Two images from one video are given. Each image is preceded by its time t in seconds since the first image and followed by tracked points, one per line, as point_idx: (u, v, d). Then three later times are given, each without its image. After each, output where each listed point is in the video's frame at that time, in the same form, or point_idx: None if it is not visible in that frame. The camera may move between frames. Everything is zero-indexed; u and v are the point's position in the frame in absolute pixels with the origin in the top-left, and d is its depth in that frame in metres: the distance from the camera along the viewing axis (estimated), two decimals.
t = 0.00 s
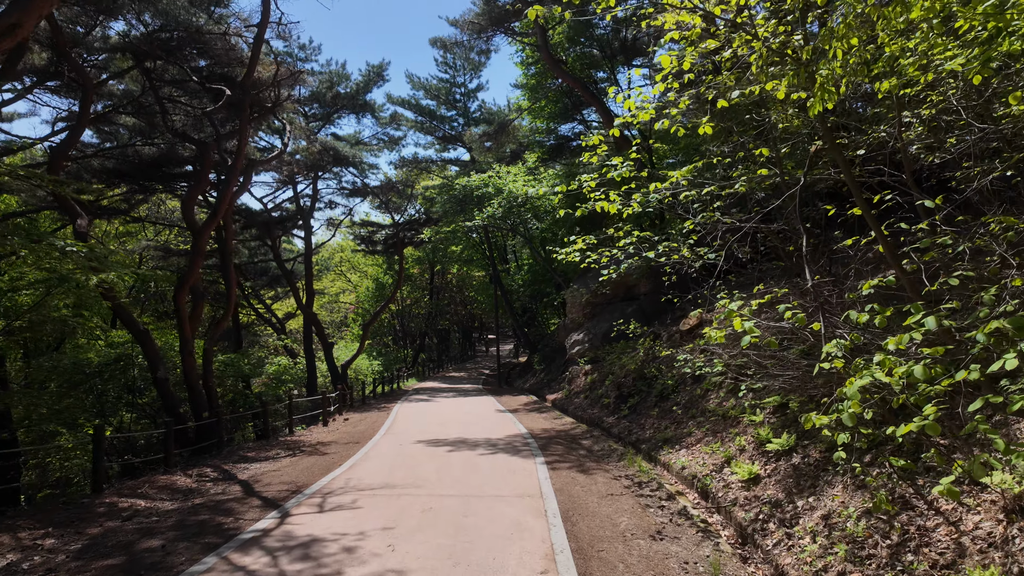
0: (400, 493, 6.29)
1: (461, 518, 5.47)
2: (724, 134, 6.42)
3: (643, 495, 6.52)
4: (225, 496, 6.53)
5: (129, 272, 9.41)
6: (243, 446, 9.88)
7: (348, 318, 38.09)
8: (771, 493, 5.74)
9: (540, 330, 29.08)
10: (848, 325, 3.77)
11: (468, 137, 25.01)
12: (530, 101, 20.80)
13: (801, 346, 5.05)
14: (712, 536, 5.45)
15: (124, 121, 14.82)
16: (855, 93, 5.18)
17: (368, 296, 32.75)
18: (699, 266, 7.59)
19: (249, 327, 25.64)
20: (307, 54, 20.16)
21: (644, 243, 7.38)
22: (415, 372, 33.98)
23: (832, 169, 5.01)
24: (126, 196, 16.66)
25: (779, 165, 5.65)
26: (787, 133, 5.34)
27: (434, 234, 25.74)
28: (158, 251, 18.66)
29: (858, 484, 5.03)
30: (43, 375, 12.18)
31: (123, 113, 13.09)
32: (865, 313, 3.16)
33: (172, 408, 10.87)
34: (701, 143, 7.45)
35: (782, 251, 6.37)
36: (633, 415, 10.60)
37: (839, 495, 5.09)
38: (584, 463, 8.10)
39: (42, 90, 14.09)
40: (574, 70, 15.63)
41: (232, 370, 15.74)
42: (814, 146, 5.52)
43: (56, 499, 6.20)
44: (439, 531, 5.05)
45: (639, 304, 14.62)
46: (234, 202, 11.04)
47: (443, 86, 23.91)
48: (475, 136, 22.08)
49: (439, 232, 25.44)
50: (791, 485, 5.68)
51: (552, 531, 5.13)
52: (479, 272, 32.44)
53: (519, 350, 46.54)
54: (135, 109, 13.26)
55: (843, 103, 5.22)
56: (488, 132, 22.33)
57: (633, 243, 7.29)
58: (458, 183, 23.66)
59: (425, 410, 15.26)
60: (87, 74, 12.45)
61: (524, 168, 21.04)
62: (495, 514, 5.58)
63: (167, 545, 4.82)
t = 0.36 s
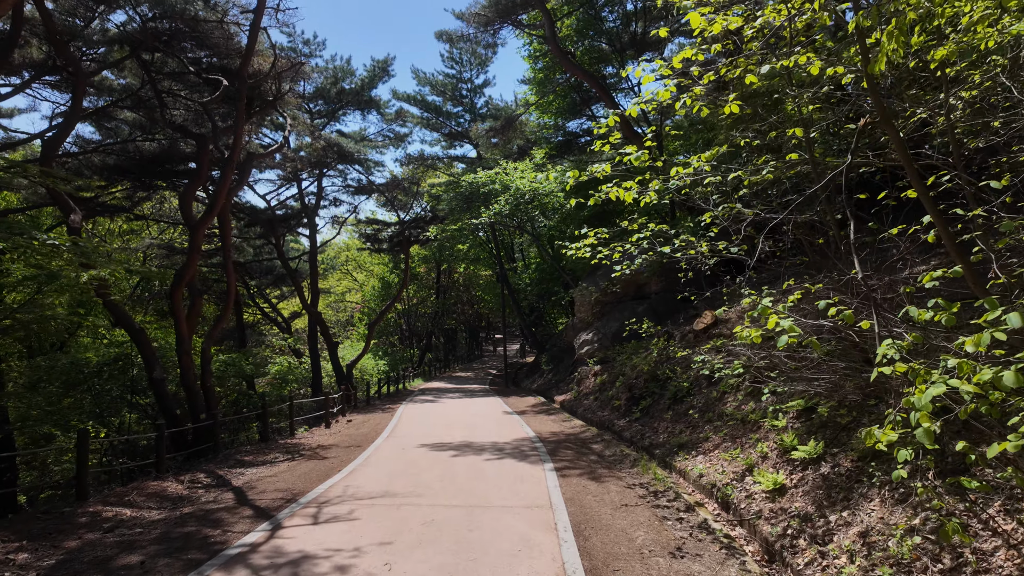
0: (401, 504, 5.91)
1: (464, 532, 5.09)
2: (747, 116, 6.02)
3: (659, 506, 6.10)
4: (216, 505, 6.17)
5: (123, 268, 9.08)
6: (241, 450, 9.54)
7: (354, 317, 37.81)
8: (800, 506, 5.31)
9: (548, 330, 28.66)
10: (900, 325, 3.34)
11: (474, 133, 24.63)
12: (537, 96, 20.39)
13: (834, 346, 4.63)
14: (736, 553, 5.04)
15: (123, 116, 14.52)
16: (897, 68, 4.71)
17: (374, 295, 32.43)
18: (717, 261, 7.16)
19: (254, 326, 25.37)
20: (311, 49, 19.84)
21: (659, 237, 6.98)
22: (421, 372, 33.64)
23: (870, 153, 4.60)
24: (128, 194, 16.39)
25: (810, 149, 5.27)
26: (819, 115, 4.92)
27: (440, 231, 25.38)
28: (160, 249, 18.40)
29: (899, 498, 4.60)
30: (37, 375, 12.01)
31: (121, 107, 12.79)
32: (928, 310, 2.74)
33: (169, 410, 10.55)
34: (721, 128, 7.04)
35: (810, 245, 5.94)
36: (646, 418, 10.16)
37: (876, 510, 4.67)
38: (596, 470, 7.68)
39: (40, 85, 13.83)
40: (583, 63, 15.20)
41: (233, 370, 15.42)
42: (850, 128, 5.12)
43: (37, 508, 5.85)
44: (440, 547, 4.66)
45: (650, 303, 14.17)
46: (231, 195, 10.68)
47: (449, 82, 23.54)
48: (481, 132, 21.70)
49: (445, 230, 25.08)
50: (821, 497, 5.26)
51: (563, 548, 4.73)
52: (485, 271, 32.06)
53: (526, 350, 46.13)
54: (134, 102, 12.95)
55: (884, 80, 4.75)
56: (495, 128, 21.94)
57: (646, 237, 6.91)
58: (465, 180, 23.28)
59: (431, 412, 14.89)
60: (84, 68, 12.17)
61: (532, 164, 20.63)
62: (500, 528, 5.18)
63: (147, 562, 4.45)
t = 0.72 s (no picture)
0: (402, 509, 5.50)
1: (469, 542, 4.68)
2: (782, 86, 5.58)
3: (679, 513, 5.67)
4: (205, 509, 5.79)
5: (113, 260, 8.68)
6: (238, 450, 9.18)
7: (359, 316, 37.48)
8: (835, 515, 4.87)
9: (555, 328, 28.24)
10: (975, 315, 2.88)
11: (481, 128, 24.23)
12: (545, 87, 20.01)
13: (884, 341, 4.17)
14: (767, 566, 4.61)
15: (124, 108, 14.20)
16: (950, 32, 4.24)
17: (379, 293, 32.12)
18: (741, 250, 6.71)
19: (258, 324, 25.07)
20: (315, 42, 19.49)
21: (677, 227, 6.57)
22: (427, 371, 33.26)
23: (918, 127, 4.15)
24: (128, 189, 16.09)
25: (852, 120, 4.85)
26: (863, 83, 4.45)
27: (446, 228, 25.00)
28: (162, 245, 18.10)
29: (952, 509, 4.16)
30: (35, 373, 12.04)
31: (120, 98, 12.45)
32: (1022, 292, 2.30)
33: (165, 410, 10.18)
34: (750, 102, 6.60)
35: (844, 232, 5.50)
36: (660, 419, 9.72)
37: (923, 521, 4.23)
38: (610, 473, 7.25)
39: (38, 76, 13.51)
40: (594, 52, 14.78)
41: (234, 368, 15.09)
42: (897, 96, 4.69)
43: (15, 514, 5.48)
44: (443, 559, 4.25)
45: (661, 299, 13.74)
46: (227, 186, 10.30)
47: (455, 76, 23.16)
48: (488, 126, 21.30)
49: (451, 227, 24.68)
50: (859, 505, 4.82)
51: (578, 560, 4.31)
52: (492, 269, 31.65)
53: (533, 349, 45.69)
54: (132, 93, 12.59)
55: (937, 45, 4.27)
56: (502, 122, 21.53)
57: (667, 226, 6.48)
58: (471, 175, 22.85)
59: (436, 411, 14.49)
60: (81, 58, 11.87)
61: (539, 159, 20.20)
62: (508, 538, 4.77)
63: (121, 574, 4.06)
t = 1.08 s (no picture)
0: (393, 524, 5.11)
1: (464, 562, 4.28)
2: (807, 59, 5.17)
3: (691, 529, 5.26)
4: (181, 524, 5.39)
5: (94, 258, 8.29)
6: (226, 456, 8.79)
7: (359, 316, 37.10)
8: (863, 534, 4.46)
9: (557, 328, 27.85)
10: None
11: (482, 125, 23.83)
12: (547, 82, 19.61)
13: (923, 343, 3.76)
14: None
15: (114, 102, 13.83)
16: None
17: (379, 293, 31.73)
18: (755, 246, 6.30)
19: (256, 324, 24.70)
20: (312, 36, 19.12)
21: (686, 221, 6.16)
22: (428, 372, 32.89)
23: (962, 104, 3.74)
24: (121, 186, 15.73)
25: (885, 95, 4.48)
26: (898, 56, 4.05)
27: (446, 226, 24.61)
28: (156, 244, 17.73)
29: (998, 530, 3.75)
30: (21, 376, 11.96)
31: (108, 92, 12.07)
32: None
33: (151, 415, 9.79)
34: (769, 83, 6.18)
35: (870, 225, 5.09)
36: (667, 423, 9.30)
37: (966, 543, 3.82)
38: (615, 482, 6.84)
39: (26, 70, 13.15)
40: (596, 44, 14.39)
41: (228, 369, 14.72)
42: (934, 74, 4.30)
43: None
44: None
45: (667, 299, 13.32)
46: (216, 181, 9.91)
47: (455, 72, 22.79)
48: (488, 122, 20.92)
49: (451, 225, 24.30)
50: (890, 522, 4.40)
51: None
52: (493, 268, 31.25)
53: (535, 349, 45.25)
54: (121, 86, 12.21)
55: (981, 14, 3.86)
56: (503, 118, 21.13)
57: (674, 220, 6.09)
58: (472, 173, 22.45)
59: (435, 414, 14.11)
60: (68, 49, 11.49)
61: (541, 155, 19.81)
62: (507, 557, 4.36)
63: None
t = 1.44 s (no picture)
0: (377, 535, 4.67)
1: None
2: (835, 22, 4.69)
3: (703, 539, 4.82)
4: (149, 534, 4.94)
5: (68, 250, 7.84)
6: (209, 459, 8.36)
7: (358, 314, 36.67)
8: (895, 547, 4.02)
9: (558, 326, 27.40)
10: None
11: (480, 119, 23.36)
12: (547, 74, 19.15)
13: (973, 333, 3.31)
14: None
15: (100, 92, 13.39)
16: None
17: (377, 291, 31.29)
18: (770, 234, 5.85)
19: (251, 322, 24.27)
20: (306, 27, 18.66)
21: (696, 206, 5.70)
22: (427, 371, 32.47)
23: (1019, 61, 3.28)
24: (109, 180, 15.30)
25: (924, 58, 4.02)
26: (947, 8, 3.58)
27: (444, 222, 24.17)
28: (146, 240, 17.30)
29: None
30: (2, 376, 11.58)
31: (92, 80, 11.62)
32: None
33: (133, 416, 9.35)
34: (788, 57, 5.72)
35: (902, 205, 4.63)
36: (673, 423, 8.85)
37: (1018, 560, 3.39)
38: (620, 487, 6.40)
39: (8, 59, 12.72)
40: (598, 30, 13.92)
41: (218, 368, 14.28)
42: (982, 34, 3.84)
43: None
44: None
45: (671, 294, 12.88)
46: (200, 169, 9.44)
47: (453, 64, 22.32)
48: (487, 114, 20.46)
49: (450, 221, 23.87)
50: (927, 534, 3.96)
51: None
52: (492, 265, 30.81)
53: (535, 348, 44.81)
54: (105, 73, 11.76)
55: None
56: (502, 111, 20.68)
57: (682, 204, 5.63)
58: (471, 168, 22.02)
59: (431, 414, 13.67)
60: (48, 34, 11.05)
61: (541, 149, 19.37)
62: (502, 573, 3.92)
63: None
